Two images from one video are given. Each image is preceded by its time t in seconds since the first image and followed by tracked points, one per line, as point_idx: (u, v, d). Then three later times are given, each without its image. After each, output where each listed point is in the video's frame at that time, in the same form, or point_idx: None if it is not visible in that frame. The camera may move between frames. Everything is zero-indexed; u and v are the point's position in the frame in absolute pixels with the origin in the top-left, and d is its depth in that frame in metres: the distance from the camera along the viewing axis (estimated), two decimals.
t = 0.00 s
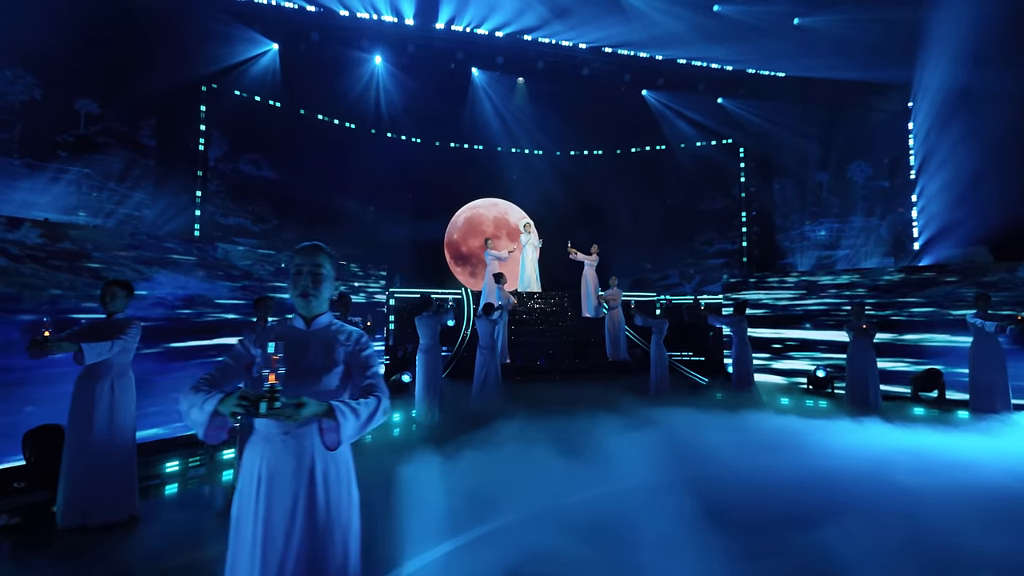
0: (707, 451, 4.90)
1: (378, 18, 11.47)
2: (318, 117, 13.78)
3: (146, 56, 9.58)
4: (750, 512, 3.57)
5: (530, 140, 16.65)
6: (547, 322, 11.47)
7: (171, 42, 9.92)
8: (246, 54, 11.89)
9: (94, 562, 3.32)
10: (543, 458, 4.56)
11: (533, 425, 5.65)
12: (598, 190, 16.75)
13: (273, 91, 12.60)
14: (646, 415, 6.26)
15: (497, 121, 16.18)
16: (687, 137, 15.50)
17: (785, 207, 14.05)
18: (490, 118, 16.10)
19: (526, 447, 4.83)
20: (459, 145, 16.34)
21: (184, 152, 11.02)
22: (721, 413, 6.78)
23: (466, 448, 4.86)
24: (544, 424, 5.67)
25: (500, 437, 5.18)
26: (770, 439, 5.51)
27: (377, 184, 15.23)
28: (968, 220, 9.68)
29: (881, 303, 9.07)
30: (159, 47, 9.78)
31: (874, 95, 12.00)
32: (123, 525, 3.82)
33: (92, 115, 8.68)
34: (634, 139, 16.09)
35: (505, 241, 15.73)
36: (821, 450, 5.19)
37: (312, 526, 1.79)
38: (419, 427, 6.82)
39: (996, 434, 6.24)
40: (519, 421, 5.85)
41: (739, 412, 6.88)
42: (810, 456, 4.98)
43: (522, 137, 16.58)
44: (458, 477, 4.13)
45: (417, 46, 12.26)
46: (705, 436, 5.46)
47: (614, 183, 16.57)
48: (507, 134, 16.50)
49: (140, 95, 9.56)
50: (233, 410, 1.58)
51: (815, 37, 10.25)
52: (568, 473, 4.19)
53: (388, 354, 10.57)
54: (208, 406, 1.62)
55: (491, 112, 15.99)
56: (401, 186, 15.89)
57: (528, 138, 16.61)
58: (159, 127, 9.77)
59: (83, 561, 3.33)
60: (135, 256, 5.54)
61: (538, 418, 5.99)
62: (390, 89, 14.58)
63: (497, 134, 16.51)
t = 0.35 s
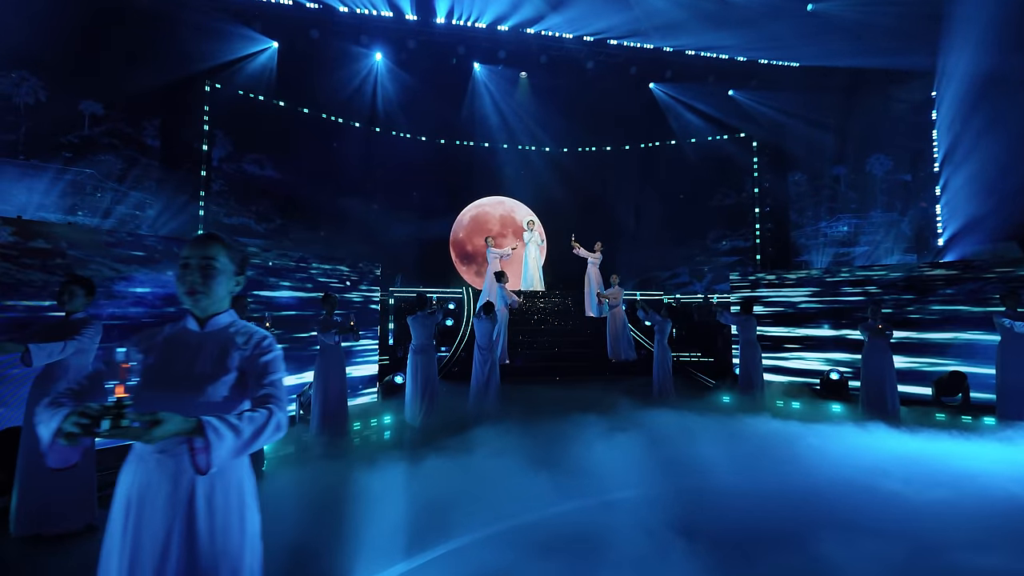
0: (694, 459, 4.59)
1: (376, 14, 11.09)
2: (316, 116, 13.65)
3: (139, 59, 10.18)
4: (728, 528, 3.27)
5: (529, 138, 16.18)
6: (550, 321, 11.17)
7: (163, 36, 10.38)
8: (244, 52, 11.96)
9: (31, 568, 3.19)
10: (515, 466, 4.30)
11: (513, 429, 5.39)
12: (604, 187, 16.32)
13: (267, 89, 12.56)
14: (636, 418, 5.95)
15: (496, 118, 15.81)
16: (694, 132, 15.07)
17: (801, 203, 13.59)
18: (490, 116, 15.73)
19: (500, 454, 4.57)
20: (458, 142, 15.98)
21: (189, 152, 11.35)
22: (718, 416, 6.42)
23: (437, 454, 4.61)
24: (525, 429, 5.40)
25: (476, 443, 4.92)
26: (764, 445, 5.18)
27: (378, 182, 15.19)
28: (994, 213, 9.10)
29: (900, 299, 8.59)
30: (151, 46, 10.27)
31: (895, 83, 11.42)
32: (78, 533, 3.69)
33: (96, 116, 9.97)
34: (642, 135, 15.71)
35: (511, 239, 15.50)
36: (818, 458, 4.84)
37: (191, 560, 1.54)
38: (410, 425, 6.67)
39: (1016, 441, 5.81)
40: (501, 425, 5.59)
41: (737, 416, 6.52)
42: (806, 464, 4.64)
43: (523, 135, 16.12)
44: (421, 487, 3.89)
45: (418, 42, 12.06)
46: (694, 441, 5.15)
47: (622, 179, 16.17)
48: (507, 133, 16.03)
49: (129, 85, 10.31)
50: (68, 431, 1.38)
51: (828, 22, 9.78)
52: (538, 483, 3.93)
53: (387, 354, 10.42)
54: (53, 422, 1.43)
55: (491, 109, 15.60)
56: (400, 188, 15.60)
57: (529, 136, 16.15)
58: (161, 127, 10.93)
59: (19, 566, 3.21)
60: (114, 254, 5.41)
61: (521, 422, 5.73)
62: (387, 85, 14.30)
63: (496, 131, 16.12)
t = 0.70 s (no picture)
0: (683, 467, 4.28)
1: (378, 8, 10.80)
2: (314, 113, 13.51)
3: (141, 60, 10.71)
4: (712, 548, 2.96)
5: (529, 134, 15.75)
6: (556, 320, 10.95)
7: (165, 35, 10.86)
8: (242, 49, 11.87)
9: None
10: (490, 475, 4.05)
11: (495, 435, 5.12)
12: (609, 184, 15.92)
13: (262, 85, 12.61)
14: (629, 422, 5.63)
15: (495, 114, 15.34)
16: (707, 125, 14.53)
17: (818, 198, 13.11)
18: (489, 112, 15.28)
19: (475, 462, 4.32)
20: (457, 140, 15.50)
21: (194, 151, 11.80)
22: (717, 421, 6.05)
23: (409, 463, 4.36)
24: (508, 434, 5.12)
25: (452, 450, 4.66)
26: (762, 452, 4.83)
27: (386, 180, 14.95)
28: None
29: (924, 297, 8.08)
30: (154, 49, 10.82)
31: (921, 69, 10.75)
32: None
33: (102, 117, 10.66)
34: (651, 129, 15.24)
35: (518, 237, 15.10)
36: (819, 466, 4.49)
37: None
38: (390, 432, 6.39)
39: None
40: (482, 430, 5.32)
41: (737, 420, 6.14)
42: (806, 473, 4.29)
43: (524, 132, 15.76)
44: (385, 499, 3.65)
45: (419, 37, 11.87)
46: (685, 447, 4.82)
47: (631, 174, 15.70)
48: (506, 128, 15.65)
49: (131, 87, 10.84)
50: None
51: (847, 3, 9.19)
52: (510, 496, 3.66)
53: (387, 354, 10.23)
54: None
55: (494, 103, 15.09)
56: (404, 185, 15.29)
57: (529, 132, 15.73)
58: (166, 126, 11.45)
59: None
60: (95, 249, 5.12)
61: (505, 426, 5.46)
62: (382, 81, 13.91)
63: (496, 126, 15.63)
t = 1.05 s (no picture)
0: (671, 478, 3.93)
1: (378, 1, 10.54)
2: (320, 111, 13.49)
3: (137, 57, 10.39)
4: None
5: (529, 130, 15.20)
6: (561, 319, 10.59)
7: (161, 33, 10.56)
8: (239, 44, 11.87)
9: None
10: (459, 485, 3.74)
11: (472, 443, 4.81)
12: (614, 181, 15.24)
13: (258, 82, 12.46)
14: (618, 429, 5.28)
15: (496, 110, 15.02)
16: (719, 116, 14.09)
17: (838, 192, 12.49)
18: (490, 107, 14.92)
19: (445, 471, 4.01)
20: (456, 135, 15.04)
21: (196, 149, 11.88)
22: (715, 428, 5.66)
23: (376, 473, 4.07)
24: (486, 441, 4.81)
25: (424, 460, 4.35)
26: (759, 461, 4.45)
27: (389, 179, 14.61)
28: None
29: (955, 296, 7.51)
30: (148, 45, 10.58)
31: (949, 55, 10.11)
32: None
33: (106, 117, 10.44)
34: (661, 122, 14.67)
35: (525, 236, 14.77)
36: (822, 478, 4.10)
37: None
38: (373, 439, 6.09)
39: None
40: (461, 438, 5.03)
41: (736, 427, 5.75)
42: (807, 486, 3.92)
43: (523, 130, 15.20)
44: (341, 510, 3.34)
45: (421, 30, 11.61)
46: (674, 456, 4.45)
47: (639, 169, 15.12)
48: (504, 125, 15.15)
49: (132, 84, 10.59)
50: None
51: None
52: (477, 509, 3.34)
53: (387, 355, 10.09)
54: None
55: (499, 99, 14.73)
56: (402, 185, 14.75)
57: (529, 129, 15.19)
58: (169, 126, 11.39)
59: None
60: (66, 249, 4.89)
61: (486, 433, 5.14)
62: (378, 79, 13.64)
63: (496, 122, 15.13)
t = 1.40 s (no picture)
0: (658, 496, 3.59)
1: None
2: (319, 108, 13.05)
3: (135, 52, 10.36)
4: None
5: (528, 125, 14.77)
6: (566, 319, 10.36)
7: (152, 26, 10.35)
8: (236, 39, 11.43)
9: None
10: (426, 504, 3.43)
11: (449, 459, 4.48)
12: (621, 177, 14.95)
13: (250, 78, 11.88)
14: (605, 443, 4.93)
15: (496, 107, 14.39)
16: (732, 111, 13.57)
17: (859, 187, 11.93)
18: (491, 108, 14.39)
19: (414, 489, 3.71)
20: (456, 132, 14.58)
21: (196, 149, 11.68)
22: (711, 440, 5.29)
23: (339, 490, 3.76)
24: (463, 457, 4.49)
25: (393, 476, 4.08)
26: (756, 479, 4.10)
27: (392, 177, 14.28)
28: None
29: (990, 296, 6.92)
30: (141, 40, 10.34)
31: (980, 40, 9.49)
32: None
33: (108, 116, 10.57)
34: (672, 116, 14.16)
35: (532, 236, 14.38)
36: (824, 499, 3.74)
37: None
38: (356, 452, 5.69)
39: None
40: (437, 453, 4.71)
41: (733, 439, 5.38)
42: (808, 507, 3.56)
43: (521, 125, 14.75)
44: (292, 533, 3.04)
45: (422, 24, 11.28)
46: (664, 472, 4.12)
47: (646, 166, 14.72)
48: (503, 123, 14.69)
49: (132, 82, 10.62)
50: None
51: None
52: (441, 529, 3.04)
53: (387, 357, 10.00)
54: None
55: (501, 97, 14.19)
56: (399, 181, 14.23)
57: (527, 123, 14.75)
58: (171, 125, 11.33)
59: None
60: (34, 247, 4.67)
61: (465, 448, 4.83)
62: (374, 76, 12.97)
63: (494, 116, 14.55)
